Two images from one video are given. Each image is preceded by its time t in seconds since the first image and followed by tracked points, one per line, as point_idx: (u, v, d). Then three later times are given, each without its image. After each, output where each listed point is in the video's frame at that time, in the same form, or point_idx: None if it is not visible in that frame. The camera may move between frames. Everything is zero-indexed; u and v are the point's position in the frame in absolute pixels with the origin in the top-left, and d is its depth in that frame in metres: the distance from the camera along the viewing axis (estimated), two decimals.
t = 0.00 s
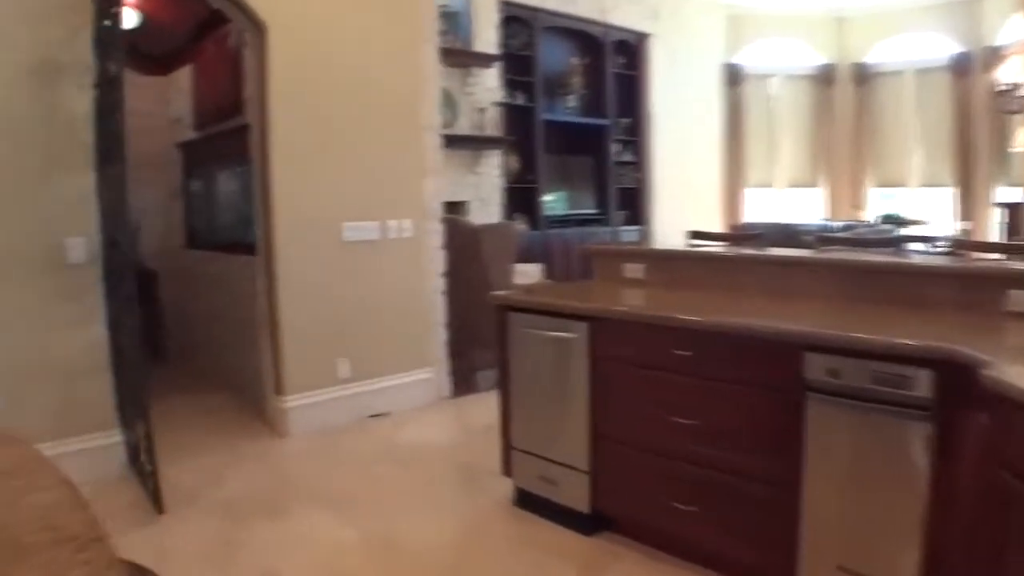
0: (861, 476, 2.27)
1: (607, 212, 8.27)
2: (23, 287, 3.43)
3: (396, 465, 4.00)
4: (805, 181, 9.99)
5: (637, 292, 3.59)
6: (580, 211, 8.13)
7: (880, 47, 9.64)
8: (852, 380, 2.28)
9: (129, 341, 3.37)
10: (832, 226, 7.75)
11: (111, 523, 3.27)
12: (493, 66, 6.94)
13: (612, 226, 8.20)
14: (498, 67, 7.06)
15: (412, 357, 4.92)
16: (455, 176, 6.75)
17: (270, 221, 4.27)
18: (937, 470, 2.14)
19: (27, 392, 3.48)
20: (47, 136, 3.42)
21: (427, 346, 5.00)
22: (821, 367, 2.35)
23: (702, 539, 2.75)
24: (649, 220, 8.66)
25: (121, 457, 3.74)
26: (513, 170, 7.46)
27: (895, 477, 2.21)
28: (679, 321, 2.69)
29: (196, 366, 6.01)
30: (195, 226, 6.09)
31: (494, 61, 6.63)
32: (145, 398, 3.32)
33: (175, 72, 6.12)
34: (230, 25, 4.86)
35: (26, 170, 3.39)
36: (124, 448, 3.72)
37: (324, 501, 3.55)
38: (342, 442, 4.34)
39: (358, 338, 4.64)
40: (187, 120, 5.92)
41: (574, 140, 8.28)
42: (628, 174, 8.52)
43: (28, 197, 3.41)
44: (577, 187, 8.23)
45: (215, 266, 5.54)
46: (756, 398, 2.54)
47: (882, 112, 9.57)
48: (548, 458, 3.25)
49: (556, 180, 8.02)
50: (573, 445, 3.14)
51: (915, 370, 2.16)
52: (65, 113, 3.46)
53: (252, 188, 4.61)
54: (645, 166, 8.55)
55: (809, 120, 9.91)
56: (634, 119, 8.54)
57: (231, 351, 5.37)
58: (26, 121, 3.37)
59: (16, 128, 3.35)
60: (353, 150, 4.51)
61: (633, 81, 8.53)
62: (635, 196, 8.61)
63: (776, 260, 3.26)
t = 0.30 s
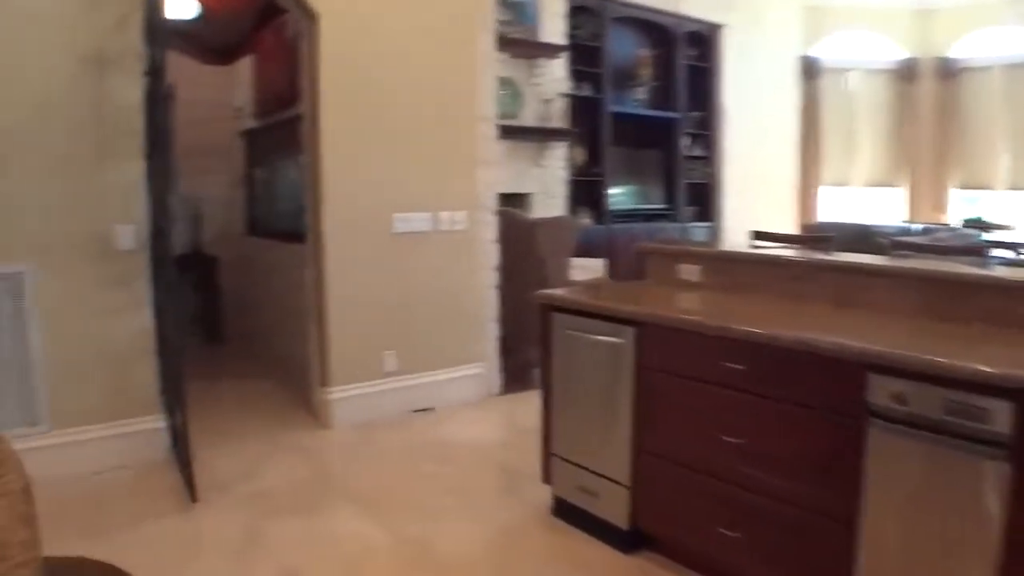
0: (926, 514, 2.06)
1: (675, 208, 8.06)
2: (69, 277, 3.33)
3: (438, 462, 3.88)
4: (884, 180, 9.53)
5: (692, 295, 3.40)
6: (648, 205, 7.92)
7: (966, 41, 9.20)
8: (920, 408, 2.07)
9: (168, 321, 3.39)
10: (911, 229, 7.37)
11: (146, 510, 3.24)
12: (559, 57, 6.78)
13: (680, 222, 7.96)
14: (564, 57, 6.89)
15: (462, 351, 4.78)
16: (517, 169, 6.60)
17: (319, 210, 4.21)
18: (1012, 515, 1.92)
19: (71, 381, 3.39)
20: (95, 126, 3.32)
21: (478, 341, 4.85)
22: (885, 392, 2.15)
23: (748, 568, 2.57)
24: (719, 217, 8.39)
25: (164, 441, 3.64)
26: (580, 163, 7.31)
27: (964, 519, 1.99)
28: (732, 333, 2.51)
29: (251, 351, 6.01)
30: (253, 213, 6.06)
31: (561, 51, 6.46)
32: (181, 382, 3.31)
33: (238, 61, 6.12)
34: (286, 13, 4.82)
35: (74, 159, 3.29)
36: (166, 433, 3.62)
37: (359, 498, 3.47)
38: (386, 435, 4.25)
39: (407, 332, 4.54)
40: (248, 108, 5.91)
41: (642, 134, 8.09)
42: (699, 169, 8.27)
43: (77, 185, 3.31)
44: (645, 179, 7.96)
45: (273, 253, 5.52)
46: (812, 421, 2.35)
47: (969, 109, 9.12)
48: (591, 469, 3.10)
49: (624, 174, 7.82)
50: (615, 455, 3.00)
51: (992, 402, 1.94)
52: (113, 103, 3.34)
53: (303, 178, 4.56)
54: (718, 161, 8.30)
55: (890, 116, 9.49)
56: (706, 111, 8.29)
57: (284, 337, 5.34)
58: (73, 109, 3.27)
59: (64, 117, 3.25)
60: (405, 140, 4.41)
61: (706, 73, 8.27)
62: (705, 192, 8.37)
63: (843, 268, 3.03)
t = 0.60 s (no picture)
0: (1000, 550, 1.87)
1: (739, 206, 7.83)
2: (113, 273, 3.34)
3: (483, 464, 3.77)
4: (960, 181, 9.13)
5: (750, 299, 3.22)
6: (712, 203, 7.71)
7: None
8: (996, 432, 1.87)
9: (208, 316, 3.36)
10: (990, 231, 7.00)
11: (184, 506, 3.21)
12: (621, 50, 6.60)
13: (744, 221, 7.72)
14: (627, 50, 6.72)
15: (512, 351, 4.64)
16: (574, 165, 6.46)
17: (367, 206, 4.14)
18: None
19: (114, 375, 3.40)
20: (139, 123, 3.29)
21: (529, 342, 4.70)
22: (956, 412, 1.96)
23: None
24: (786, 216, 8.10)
25: (206, 436, 3.60)
26: (641, 159, 7.14)
27: None
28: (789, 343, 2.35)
29: (303, 346, 5.99)
30: (307, 207, 6.05)
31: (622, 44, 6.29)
32: (222, 376, 3.31)
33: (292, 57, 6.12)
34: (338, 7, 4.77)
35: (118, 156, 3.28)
36: (209, 427, 3.59)
37: (398, 500, 3.38)
38: (432, 434, 4.15)
39: (457, 330, 4.44)
40: (302, 103, 5.89)
41: (707, 129, 7.84)
42: (764, 167, 8.01)
43: (121, 182, 3.30)
44: (711, 177, 7.78)
45: (326, 247, 5.49)
46: (874, 440, 2.17)
47: None
48: (638, 480, 2.96)
49: (687, 171, 7.62)
50: (663, 466, 2.86)
51: None
52: (159, 97, 3.32)
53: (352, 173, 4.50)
54: (784, 158, 8.04)
55: (967, 115, 9.10)
56: (772, 107, 8.05)
57: (335, 333, 5.30)
58: (118, 106, 3.25)
59: (108, 114, 3.23)
60: (456, 135, 4.31)
61: (773, 68, 8.02)
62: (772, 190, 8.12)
63: (914, 272, 2.82)
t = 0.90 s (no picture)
0: None
1: (799, 207, 7.53)
2: (152, 274, 3.27)
3: (530, 474, 3.61)
4: None
5: (815, 304, 3.00)
6: (770, 203, 7.44)
7: None
8: None
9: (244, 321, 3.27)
10: None
11: (221, 513, 3.11)
12: (676, 45, 6.38)
13: (803, 221, 7.43)
14: (681, 46, 6.51)
15: (562, 355, 4.47)
16: (628, 165, 6.27)
17: (411, 206, 4.02)
18: None
19: (154, 378, 3.34)
20: (177, 121, 3.21)
21: (581, 346, 4.52)
22: None
23: None
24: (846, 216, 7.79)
25: (250, 441, 3.52)
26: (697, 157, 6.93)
27: None
28: (859, 354, 2.14)
29: (351, 349, 5.91)
30: (356, 208, 5.96)
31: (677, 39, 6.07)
32: (259, 380, 3.23)
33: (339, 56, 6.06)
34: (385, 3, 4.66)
35: (155, 155, 3.20)
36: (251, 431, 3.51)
37: (442, 511, 3.24)
38: (479, 441, 4.00)
39: (505, 335, 4.30)
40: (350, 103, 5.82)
41: (764, 127, 7.59)
42: (824, 165, 7.70)
43: (159, 181, 3.22)
44: (770, 178, 7.48)
45: (374, 250, 5.39)
46: (957, 465, 1.95)
47: None
48: (694, 497, 2.77)
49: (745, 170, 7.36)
50: (721, 483, 2.67)
51: None
52: (199, 95, 3.23)
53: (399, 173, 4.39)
54: (845, 156, 7.72)
55: None
56: (832, 103, 7.74)
57: (382, 336, 5.20)
58: (155, 104, 3.18)
59: (145, 111, 3.16)
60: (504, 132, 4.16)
61: (832, 63, 7.71)
62: (832, 189, 7.81)
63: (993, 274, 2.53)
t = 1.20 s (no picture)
0: None
1: (856, 205, 7.20)
2: (184, 274, 3.17)
3: (574, 487, 3.42)
4: None
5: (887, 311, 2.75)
6: (826, 202, 7.14)
7: None
8: None
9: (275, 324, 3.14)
10: None
11: (250, 525, 2.98)
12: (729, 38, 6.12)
13: (860, 221, 7.10)
14: (735, 39, 6.25)
15: (610, 362, 4.26)
16: (679, 163, 6.04)
17: (453, 206, 3.86)
18: None
19: (189, 383, 3.24)
20: (210, 117, 3.10)
21: (630, 352, 4.30)
22: None
23: None
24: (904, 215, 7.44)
25: (285, 450, 3.40)
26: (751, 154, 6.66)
27: None
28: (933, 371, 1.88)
29: (394, 350, 5.78)
30: (399, 206, 5.83)
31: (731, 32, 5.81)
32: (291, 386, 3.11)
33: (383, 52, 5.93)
34: None
35: (187, 152, 3.11)
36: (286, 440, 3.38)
37: (481, 527, 3.07)
38: (522, 451, 3.82)
39: (551, 341, 4.11)
40: (394, 99, 5.69)
41: (820, 122, 7.30)
42: (881, 161, 7.37)
43: (191, 179, 3.13)
44: (827, 176, 7.22)
45: (419, 251, 5.25)
46: None
47: None
48: (752, 523, 2.55)
49: (799, 167, 7.11)
50: (782, 507, 2.44)
51: None
52: (232, 90, 3.12)
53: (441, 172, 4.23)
54: (904, 152, 7.36)
55: None
56: (890, 97, 7.38)
57: (425, 339, 5.06)
58: (188, 101, 3.08)
59: (176, 107, 3.06)
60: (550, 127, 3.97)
61: (890, 57, 7.34)
62: (891, 188, 7.45)
63: None
